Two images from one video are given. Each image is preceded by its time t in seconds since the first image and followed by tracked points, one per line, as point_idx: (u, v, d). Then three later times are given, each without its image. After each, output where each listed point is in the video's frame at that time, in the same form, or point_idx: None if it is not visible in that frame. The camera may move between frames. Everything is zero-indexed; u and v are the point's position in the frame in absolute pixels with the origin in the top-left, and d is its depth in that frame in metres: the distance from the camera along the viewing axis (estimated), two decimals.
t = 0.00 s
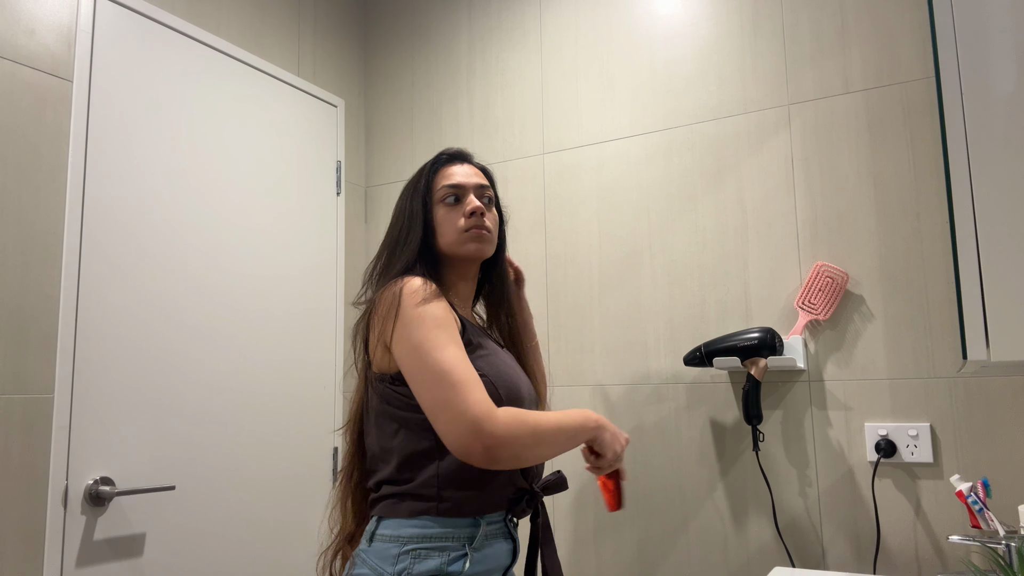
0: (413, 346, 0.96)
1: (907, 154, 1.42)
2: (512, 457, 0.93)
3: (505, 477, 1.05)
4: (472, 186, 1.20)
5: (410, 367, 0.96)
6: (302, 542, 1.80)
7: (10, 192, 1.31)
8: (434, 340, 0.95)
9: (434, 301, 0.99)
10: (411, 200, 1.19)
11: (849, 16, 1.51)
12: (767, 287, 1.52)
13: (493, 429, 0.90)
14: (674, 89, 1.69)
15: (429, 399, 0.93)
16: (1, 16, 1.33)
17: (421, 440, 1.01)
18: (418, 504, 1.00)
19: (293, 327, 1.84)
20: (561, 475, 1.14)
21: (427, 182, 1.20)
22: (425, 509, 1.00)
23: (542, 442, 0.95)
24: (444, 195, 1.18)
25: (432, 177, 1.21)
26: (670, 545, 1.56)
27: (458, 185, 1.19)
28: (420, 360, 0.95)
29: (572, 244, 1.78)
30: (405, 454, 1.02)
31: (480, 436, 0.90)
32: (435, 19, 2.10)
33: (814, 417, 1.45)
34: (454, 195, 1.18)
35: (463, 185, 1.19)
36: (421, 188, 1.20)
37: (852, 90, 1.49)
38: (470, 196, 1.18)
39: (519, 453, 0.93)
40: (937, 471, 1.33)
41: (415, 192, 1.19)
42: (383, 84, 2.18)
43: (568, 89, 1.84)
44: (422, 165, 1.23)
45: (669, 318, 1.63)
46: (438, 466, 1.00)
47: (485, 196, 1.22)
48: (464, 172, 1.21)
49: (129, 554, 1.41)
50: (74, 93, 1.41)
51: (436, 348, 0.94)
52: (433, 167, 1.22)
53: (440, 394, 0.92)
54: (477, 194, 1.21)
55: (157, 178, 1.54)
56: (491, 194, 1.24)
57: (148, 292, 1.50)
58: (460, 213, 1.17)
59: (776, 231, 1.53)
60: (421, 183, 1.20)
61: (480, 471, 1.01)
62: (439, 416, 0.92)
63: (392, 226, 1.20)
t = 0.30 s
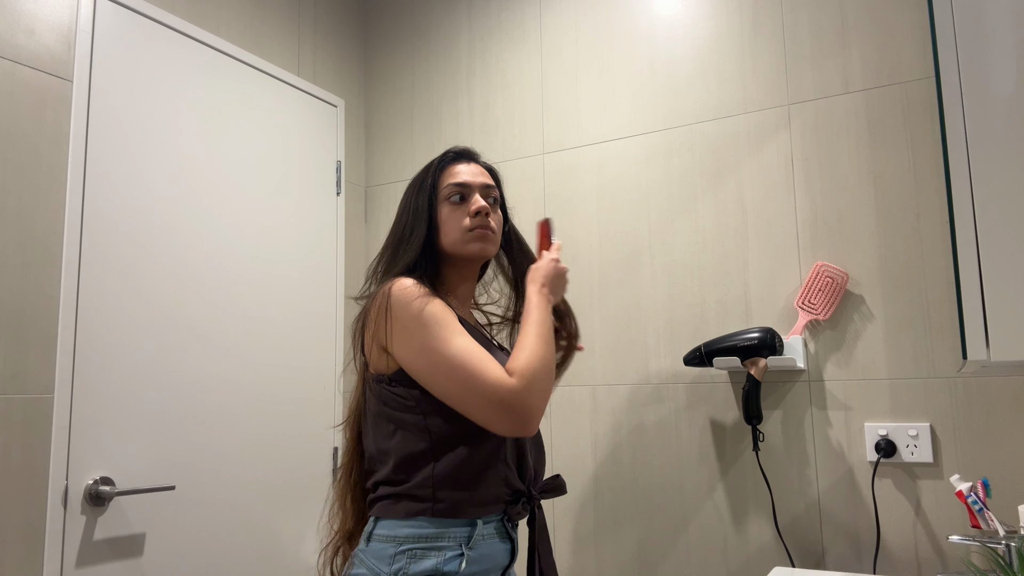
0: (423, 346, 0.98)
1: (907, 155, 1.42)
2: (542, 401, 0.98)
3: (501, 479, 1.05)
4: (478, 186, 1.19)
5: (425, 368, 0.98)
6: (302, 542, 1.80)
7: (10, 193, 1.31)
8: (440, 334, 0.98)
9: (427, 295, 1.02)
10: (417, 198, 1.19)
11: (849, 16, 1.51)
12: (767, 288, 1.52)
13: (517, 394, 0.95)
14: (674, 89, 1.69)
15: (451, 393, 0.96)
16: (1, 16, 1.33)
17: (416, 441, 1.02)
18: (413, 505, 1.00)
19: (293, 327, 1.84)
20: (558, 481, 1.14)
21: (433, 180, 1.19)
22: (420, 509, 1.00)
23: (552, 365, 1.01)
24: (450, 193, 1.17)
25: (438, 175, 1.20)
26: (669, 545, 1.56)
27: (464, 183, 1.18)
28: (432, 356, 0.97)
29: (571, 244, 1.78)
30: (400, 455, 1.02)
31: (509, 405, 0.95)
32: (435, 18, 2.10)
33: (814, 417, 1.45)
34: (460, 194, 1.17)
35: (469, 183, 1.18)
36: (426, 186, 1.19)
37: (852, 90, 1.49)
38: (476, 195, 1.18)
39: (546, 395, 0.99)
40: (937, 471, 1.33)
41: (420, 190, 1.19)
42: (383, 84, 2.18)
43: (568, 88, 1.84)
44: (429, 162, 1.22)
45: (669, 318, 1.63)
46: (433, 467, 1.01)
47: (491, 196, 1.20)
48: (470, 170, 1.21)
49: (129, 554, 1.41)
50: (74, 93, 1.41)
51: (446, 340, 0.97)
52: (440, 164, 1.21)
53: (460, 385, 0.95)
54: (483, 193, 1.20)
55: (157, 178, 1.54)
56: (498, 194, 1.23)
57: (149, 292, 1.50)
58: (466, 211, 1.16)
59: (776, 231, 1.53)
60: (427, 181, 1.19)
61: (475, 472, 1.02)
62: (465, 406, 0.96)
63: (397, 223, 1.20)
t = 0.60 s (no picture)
0: (413, 350, 0.96)
1: (907, 155, 1.42)
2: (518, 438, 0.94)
3: (502, 480, 1.05)
4: (478, 185, 1.19)
5: (412, 373, 0.96)
6: (302, 542, 1.80)
7: (10, 192, 1.31)
8: (432, 343, 0.95)
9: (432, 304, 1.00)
10: (416, 198, 1.18)
11: (848, 16, 1.51)
12: (767, 288, 1.52)
13: (497, 418, 0.91)
14: (674, 89, 1.69)
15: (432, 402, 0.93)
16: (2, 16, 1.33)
17: (418, 444, 1.02)
18: (415, 508, 1.00)
19: (293, 328, 1.84)
20: (559, 482, 1.15)
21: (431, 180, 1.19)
22: (423, 513, 1.00)
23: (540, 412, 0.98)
24: (451, 192, 1.18)
25: (435, 175, 1.20)
26: (669, 545, 1.56)
27: (464, 183, 1.18)
28: (420, 362, 0.95)
29: (571, 244, 1.78)
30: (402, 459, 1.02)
31: (485, 428, 0.91)
32: (435, 19, 2.10)
33: (814, 417, 1.45)
34: (461, 194, 1.18)
35: (469, 183, 1.18)
36: (425, 186, 1.19)
37: (852, 90, 1.49)
38: (476, 194, 1.18)
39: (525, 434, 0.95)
40: (937, 471, 1.33)
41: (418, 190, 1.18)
42: (383, 84, 2.18)
43: (568, 88, 1.84)
44: (425, 161, 1.22)
45: (669, 318, 1.63)
46: (435, 470, 1.00)
47: (489, 194, 1.21)
48: (467, 169, 1.21)
49: (129, 554, 1.41)
50: (74, 93, 1.41)
51: (435, 350, 0.95)
52: (436, 164, 1.21)
53: (443, 396, 0.92)
54: (482, 192, 1.20)
55: (157, 178, 1.54)
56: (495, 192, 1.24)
57: (149, 292, 1.50)
58: (468, 211, 1.16)
59: (776, 231, 1.53)
60: (426, 181, 1.19)
61: (477, 476, 1.02)
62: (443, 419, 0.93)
63: (395, 225, 1.19)
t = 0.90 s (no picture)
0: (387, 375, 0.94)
1: (907, 155, 1.42)
2: (469, 484, 0.88)
3: (504, 484, 1.05)
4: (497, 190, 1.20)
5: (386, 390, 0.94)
6: (302, 542, 1.80)
7: (10, 192, 1.31)
8: (412, 368, 0.92)
9: (431, 330, 0.96)
10: (445, 193, 1.13)
11: (848, 16, 1.51)
12: (767, 288, 1.52)
13: (441, 467, 0.87)
14: (674, 89, 1.69)
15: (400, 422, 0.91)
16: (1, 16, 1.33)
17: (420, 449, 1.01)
18: (418, 510, 1.00)
19: (293, 328, 1.84)
20: (558, 480, 1.17)
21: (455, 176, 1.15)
22: (425, 516, 0.99)
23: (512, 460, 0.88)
24: (479, 194, 1.16)
25: (461, 170, 1.16)
26: (669, 545, 1.56)
27: (490, 186, 1.18)
28: (394, 383, 0.93)
29: (571, 244, 1.78)
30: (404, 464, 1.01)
31: (428, 472, 0.87)
32: (435, 19, 2.10)
33: (814, 417, 1.45)
34: (486, 195, 1.17)
35: (492, 186, 1.18)
36: (454, 181, 1.14)
37: (852, 90, 1.49)
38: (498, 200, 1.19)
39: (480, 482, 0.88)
40: (937, 471, 1.33)
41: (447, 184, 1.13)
42: (383, 84, 2.18)
43: (568, 88, 1.84)
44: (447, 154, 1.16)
45: (669, 318, 1.63)
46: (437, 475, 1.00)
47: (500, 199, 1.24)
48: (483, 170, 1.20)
49: (129, 554, 1.41)
50: (74, 93, 1.41)
51: (410, 377, 0.92)
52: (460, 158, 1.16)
53: (402, 432, 0.91)
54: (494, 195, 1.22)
55: (157, 178, 1.54)
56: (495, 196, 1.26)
57: (148, 291, 1.50)
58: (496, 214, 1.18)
59: (776, 231, 1.53)
60: (454, 176, 1.14)
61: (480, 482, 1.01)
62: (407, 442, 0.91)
63: (415, 217, 1.12)
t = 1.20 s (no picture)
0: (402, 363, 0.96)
1: (907, 155, 1.42)
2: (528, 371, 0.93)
3: (502, 479, 1.06)
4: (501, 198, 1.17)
5: (405, 375, 0.96)
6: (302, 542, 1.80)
7: (10, 193, 1.31)
8: (416, 342, 0.95)
9: (413, 308, 1.00)
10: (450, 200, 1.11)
11: (848, 16, 1.51)
12: (767, 288, 1.52)
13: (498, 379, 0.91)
14: (674, 89, 1.69)
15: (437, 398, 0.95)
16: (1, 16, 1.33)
17: (417, 448, 1.01)
18: (417, 509, 1.00)
19: (293, 328, 1.84)
20: (558, 471, 1.17)
21: (463, 183, 1.12)
22: (425, 514, 0.99)
23: (516, 337, 0.93)
24: (482, 203, 1.14)
25: (470, 177, 1.13)
26: (670, 545, 1.56)
27: (494, 196, 1.15)
28: (410, 364, 0.95)
29: (571, 244, 1.78)
30: (401, 464, 1.01)
31: (495, 395, 0.91)
32: (435, 19, 2.10)
33: (814, 417, 1.45)
34: (488, 206, 1.14)
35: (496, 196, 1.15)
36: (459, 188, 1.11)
37: (852, 90, 1.49)
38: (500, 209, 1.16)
39: (526, 385, 0.92)
40: (937, 471, 1.33)
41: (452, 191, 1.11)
42: (383, 85, 2.18)
43: (568, 88, 1.84)
44: (459, 159, 1.13)
45: (669, 317, 1.63)
46: (435, 473, 1.00)
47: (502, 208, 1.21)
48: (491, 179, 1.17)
49: (129, 554, 1.41)
50: (74, 93, 1.41)
51: (420, 348, 0.95)
52: (470, 164, 1.13)
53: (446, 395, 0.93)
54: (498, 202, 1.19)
55: (156, 178, 1.54)
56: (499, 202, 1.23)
57: (148, 291, 1.50)
58: (493, 226, 1.15)
59: (776, 231, 1.53)
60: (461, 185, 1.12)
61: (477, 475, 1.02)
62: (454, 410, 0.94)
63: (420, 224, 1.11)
